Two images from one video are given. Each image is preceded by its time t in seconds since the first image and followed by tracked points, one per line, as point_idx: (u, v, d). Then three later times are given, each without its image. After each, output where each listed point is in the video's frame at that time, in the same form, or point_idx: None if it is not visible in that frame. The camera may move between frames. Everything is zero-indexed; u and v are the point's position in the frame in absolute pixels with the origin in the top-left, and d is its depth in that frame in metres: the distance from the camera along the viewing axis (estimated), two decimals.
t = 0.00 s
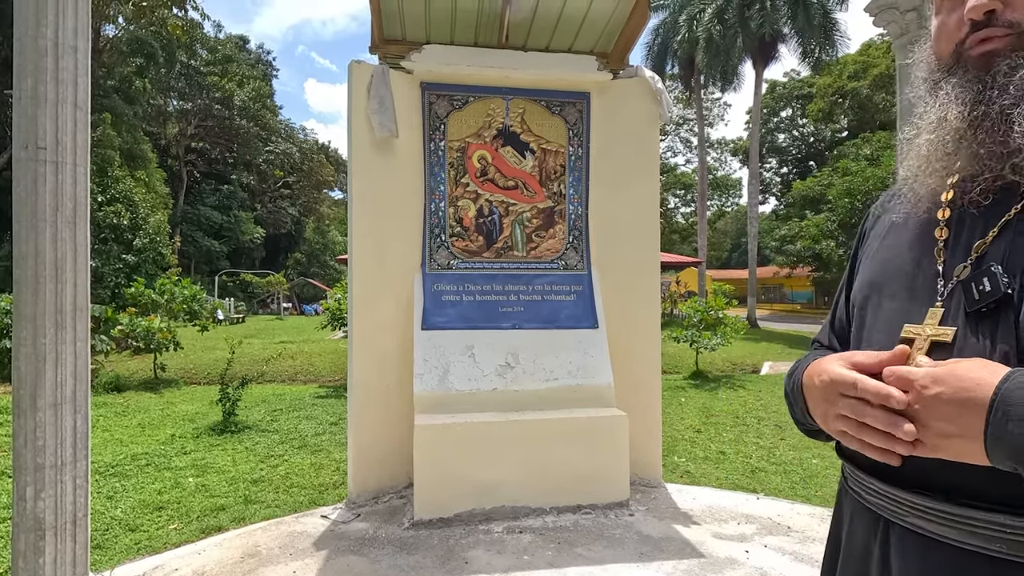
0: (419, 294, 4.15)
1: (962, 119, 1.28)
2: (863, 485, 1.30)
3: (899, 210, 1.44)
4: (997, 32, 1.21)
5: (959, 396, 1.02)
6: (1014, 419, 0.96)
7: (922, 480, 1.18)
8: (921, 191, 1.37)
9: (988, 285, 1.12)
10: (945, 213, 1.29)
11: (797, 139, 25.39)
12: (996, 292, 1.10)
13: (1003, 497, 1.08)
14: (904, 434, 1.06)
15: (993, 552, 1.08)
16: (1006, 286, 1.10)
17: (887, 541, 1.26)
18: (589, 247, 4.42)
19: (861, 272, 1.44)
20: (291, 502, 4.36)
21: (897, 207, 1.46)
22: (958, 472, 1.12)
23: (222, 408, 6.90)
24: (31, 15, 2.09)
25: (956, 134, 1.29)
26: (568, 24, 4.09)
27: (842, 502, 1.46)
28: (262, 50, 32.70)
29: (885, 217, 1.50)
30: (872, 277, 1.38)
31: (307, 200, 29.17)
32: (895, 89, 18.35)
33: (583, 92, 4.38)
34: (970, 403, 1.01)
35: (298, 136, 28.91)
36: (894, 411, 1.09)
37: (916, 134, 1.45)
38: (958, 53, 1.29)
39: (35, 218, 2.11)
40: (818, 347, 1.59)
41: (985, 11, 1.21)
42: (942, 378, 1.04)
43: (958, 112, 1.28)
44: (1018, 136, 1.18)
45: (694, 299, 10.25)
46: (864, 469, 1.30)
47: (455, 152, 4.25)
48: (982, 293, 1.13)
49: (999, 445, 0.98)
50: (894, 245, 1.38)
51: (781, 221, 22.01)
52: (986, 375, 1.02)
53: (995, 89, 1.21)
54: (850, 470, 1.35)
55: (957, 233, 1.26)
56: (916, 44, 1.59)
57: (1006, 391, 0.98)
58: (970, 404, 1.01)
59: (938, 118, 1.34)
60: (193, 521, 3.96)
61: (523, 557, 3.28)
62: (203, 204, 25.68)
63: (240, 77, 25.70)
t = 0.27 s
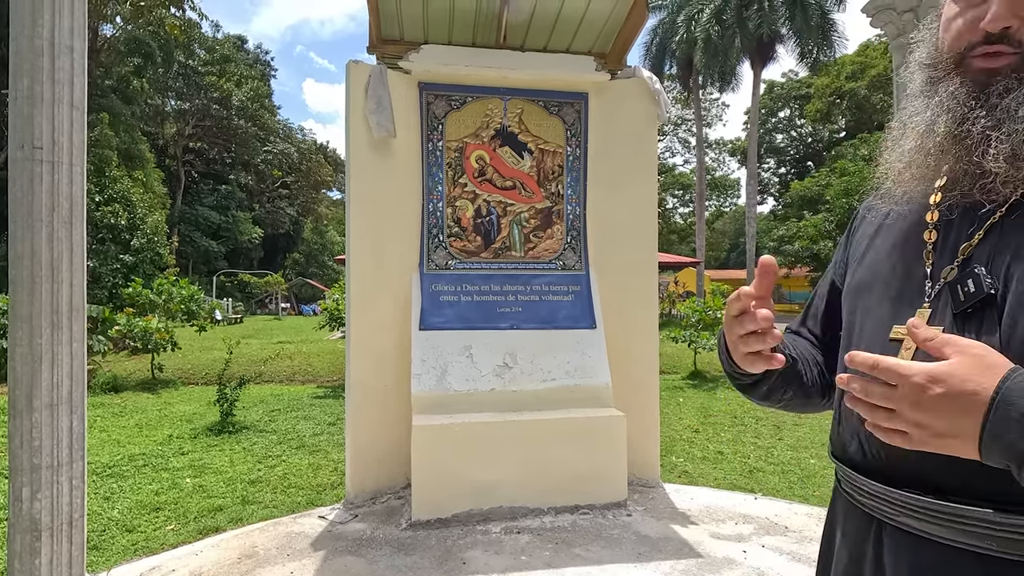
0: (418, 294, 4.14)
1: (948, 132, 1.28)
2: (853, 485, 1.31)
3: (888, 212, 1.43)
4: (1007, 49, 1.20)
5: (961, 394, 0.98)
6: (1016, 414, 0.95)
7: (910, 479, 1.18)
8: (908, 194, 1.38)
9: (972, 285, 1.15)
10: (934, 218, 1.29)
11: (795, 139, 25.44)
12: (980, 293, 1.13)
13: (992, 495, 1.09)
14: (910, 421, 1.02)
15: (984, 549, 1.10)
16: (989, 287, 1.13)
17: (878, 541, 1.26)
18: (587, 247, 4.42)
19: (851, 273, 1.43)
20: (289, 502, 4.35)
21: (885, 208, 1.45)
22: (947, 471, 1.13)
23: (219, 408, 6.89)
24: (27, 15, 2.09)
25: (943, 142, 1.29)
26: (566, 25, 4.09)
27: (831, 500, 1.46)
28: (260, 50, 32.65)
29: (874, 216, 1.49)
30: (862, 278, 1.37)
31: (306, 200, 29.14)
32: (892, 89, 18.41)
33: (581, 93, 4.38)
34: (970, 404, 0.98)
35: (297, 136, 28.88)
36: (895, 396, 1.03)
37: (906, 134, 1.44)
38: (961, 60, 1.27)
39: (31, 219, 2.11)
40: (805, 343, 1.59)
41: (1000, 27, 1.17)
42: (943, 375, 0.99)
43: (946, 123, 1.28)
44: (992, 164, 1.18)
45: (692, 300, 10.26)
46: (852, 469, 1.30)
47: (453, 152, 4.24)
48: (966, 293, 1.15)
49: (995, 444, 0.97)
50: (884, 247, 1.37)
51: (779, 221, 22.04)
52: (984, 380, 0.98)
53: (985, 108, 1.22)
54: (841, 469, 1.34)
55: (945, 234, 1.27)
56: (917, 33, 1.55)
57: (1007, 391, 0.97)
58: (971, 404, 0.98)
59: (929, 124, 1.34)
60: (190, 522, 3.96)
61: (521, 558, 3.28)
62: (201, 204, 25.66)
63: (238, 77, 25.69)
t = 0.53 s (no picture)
0: (416, 295, 4.14)
1: (951, 125, 1.28)
2: (852, 486, 1.30)
3: (885, 209, 1.43)
4: (1011, 41, 1.22)
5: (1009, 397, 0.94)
6: None
7: (910, 480, 1.18)
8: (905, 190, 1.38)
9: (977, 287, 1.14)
10: (933, 216, 1.29)
11: (794, 139, 25.47)
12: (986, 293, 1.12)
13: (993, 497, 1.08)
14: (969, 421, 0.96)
15: (986, 553, 1.08)
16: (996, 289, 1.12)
17: (877, 543, 1.25)
18: (586, 247, 4.42)
19: (847, 272, 1.43)
20: (287, 502, 4.35)
21: (882, 206, 1.45)
22: (947, 473, 1.12)
23: (218, 408, 6.89)
24: (25, 14, 2.08)
25: (944, 137, 1.30)
26: (565, 25, 4.09)
27: (830, 502, 1.45)
28: (259, 49, 32.61)
29: (870, 214, 1.49)
30: (860, 277, 1.37)
31: (304, 200, 29.12)
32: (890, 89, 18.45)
33: (580, 93, 4.38)
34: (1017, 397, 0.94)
35: (295, 136, 28.85)
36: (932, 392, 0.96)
37: (905, 131, 1.44)
38: (967, 52, 1.28)
39: (28, 220, 2.10)
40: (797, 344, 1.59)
41: (1005, 19, 1.19)
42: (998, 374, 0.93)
43: (948, 116, 1.29)
44: (998, 155, 1.19)
45: (691, 299, 10.27)
46: (852, 471, 1.30)
47: (451, 152, 4.24)
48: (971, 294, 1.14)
49: None
50: (882, 247, 1.37)
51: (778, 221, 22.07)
52: None
53: (989, 101, 1.23)
54: (840, 471, 1.34)
55: (946, 234, 1.26)
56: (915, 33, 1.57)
57: None
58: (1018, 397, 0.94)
59: (929, 121, 1.34)
60: (189, 522, 3.95)
61: (520, 558, 3.28)
62: (200, 204, 25.64)
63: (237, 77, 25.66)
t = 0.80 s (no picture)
0: (414, 295, 4.13)
1: (944, 122, 1.29)
2: (850, 488, 1.29)
3: (880, 207, 1.43)
4: (998, 37, 1.23)
5: None
6: None
7: (910, 482, 1.18)
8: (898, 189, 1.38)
9: (982, 287, 1.13)
10: (929, 213, 1.29)
11: (791, 139, 25.50)
12: (990, 295, 1.11)
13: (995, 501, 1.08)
14: None
15: (990, 556, 1.08)
16: (1002, 289, 1.10)
17: (877, 545, 1.25)
18: (584, 246, 4.42)
19: (844, 271, 1.43)
20: (285, 502, 4.34)
21: (875, 204, 1.45)
22: (949, 477, 1.12)
23: (215, 408, 6.88)
24: (20, 12, 2.07)
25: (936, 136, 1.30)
26: (564, 24, 4.09)
27: (827, 501, 1.45)
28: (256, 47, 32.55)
29: (864, 212, 1.49)
30: (856, 276, 1.37)
31: (302, 199, 29.08)
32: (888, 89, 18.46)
33: (578, 92, 4.38)
34: None
35: (293, 135, 28.79)
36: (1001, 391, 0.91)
37: (898, 130, 1.45)
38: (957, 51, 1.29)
39: (24, 219, 2.09)
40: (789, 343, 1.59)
41: (991, 16, 1.20)
42: None
43: (940, 114, 1.29)
44: (990, 150, 1.19)
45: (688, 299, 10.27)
46: (850, 474, 1.29)
47: (450, 151, 4.23)
48: (975, 295, 1.13)
49: None
50: (879, 246, 1.36)
51: (775, 220, 22.11)
52: None
53: (980, 97, 1.24)
54: (837, 473, 1.33)
55: (944, 234, 1.26)
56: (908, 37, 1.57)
57: None
58: None
59: (921, 120, 1.35)
60: (186, 522, 3.94)
61: (518, 557, 3.28)
62: (197, 203, 25.59)
63: (234, 75, 25.59)
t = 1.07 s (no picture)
0: (412, 293, 4.13)
1: (940, 122, 1.29)
2: (845, 484, 1.30)
3: (880, 207, 1.44)
4: (988, 35, 1.23)
5: (951, 401, 0.99)
6: (1008, 419, 0.95)
7: (905, 478, 1.18)
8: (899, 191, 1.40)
9: (969, 286, 1.12)
10: (926, 213, 1.30)
11: (789, 138, 25.51)
12: (977, 294, 1.11)
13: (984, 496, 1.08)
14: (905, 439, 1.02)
15: (975, 549, 1.08)
16: (988, 288, 1.10)
17: (867, 539, 1.25)
18: (582, 245, 4.41)
19: (842, 269, 1.43)
20: (283, 501, 4.34)
21: (876, 204, 1.45)
22: (941, 474, 1.12)
23: (213, 407, 6.87)
24: (17, 9, 2.06)
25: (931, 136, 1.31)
26: (562, 23, 4.08)
27: (824, 498, 1.45)
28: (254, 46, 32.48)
29: (865, 213, 1.49)
30: (853, 274, 1.37)
31: (299, 198, 29.01)
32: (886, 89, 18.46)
33: (577, 91, 4.37)
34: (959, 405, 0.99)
35: (291, 134, 28.75)
36: (847, 413, 1.13)
37: (898, 130, 1.45)
38: (949, 50, 1.29)
39: (21, 218, 2.09)
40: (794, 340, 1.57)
41: (978, 12, 1.21)
42: (938, 381, 1.01)
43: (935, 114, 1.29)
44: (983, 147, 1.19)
45: (686, 298, 10.28)
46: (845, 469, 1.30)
47: (447, 150, 4.23)
48: (963, 295, 1.13)
49: (984, 443, 0.98)
50: (878, 244, 1.36)
51: (774, 220, 22.12)
52: (978, 377, 0.99)
53: (973, 95, 1.23)
54: (833, 469, 1.35)
55: (937, 233, 1.26)
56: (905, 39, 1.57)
57: (1000, 392, 0.97)
58: (961, 406, 0.99)
59: (917, 121, 1.35)
60: (184, 521, 3.94)
61: (516, 555, 3.28)
62: (195, 202, 25.55)
63: (231, 74, 25.52)
